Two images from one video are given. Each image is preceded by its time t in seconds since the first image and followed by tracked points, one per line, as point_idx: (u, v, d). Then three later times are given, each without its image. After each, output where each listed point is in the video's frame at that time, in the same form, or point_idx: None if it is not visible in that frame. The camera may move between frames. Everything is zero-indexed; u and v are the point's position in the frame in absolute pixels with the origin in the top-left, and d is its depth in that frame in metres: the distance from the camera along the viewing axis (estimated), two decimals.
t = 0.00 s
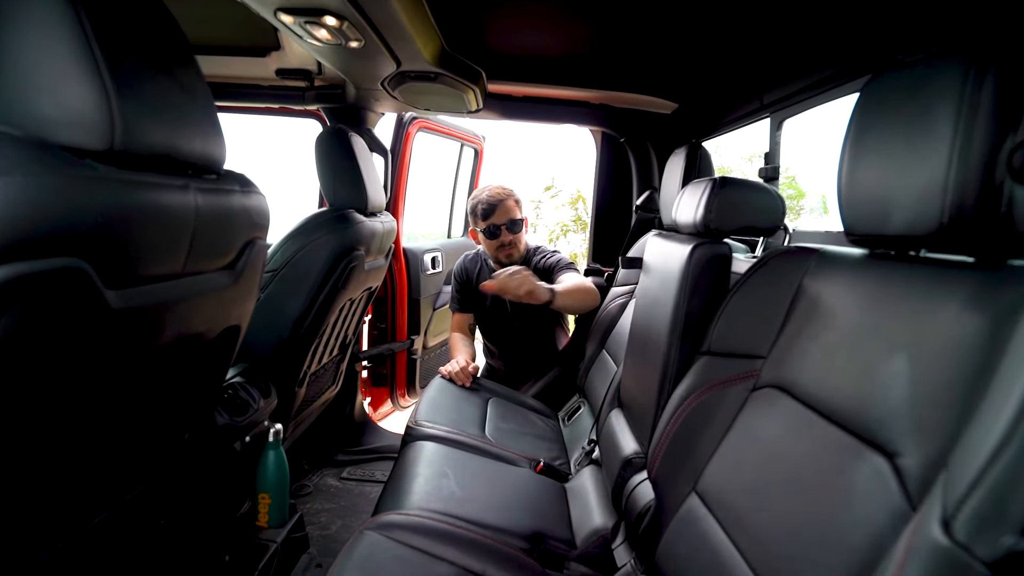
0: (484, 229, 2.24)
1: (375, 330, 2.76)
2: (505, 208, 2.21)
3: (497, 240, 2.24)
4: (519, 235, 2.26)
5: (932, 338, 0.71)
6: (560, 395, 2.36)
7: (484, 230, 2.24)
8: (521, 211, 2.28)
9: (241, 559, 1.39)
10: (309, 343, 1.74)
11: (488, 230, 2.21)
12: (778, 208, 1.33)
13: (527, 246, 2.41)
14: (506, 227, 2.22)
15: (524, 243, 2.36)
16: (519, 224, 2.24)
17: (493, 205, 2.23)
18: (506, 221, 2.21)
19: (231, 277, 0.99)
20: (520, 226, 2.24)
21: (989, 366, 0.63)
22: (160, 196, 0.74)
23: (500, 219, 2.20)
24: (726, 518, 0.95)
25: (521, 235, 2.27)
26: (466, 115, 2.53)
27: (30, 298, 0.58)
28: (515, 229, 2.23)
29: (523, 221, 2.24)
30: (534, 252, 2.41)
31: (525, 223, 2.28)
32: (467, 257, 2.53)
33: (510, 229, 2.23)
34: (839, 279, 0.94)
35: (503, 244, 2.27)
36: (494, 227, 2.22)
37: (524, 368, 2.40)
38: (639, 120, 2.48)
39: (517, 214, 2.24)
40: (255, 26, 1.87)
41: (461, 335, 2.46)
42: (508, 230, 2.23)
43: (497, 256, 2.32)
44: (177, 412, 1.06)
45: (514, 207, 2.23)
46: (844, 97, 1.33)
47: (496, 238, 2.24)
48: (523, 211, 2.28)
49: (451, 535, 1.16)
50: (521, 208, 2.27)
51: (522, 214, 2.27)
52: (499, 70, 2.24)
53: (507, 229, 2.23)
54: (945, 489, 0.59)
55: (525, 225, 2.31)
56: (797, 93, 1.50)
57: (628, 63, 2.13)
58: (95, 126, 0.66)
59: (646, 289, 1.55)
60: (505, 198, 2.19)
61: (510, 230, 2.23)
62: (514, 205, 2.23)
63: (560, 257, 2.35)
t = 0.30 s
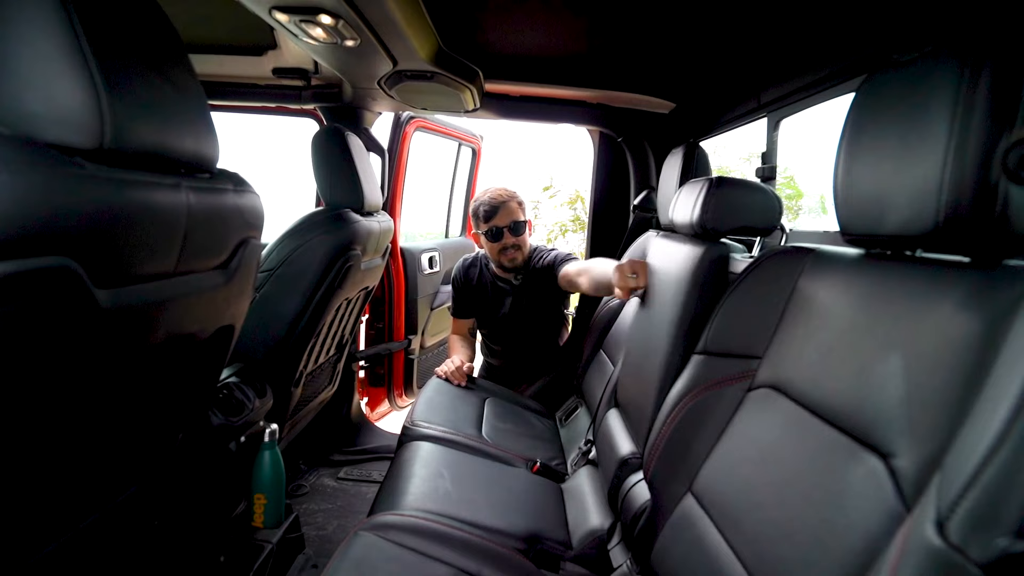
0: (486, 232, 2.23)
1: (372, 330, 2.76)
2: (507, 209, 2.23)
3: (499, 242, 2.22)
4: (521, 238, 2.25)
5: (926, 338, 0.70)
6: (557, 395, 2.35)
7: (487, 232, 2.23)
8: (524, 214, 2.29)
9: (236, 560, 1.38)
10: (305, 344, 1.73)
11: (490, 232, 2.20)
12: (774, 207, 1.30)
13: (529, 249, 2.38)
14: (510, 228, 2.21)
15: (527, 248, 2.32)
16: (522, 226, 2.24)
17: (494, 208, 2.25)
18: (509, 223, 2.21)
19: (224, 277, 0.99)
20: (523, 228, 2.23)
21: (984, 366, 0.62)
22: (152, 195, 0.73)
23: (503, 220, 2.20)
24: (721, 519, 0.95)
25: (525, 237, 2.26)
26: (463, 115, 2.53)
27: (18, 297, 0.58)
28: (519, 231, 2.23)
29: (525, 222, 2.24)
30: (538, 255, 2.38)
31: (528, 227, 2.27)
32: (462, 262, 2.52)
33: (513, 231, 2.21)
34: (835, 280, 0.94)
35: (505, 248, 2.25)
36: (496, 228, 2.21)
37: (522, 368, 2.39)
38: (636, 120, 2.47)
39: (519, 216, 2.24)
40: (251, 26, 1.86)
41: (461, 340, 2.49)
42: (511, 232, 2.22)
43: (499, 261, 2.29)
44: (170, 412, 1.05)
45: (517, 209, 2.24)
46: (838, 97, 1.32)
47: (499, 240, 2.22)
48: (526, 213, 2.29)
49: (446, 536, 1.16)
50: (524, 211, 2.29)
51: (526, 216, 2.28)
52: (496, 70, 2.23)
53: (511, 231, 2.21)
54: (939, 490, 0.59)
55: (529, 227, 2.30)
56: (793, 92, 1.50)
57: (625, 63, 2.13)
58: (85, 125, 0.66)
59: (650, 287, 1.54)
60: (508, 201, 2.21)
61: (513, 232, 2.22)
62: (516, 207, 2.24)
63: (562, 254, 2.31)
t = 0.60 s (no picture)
0: (482, 236, 2.22)
1: (372, 330, 2.75)
2: (501, 211, 2.23)
3: (497, 245, 2.21)
4: (518, 239, 2.23)
5: (928, 339, 0.70)
6: (557, 395, 2.35)
7: (482, 235, 2.22)
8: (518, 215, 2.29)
9: (235, 560, 1.38)
10: (304, 344, 1.72)
11: (487, 236, 2.18)
12: (776, 207, 1.29)
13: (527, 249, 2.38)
14: (504, 230, 2.21)
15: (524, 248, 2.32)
16: (518, 227, 2.23)
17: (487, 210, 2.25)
18: (504, 224, 2.20)
19: (222, 277, 0.98)
20: (518, 229, 2.22)
21: (987, 366, 0.62)
22: (149, 194, 0.73)
23: (498, 222, 2.20)
24: (722, 520, 0.94)
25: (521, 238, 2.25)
26: (463, 114, 2.52)
27: (14, 297, 0.58)
28: (514, 232, 2.22)
29: (520, 223, 2.23)
30: (534, 256, 2.38)
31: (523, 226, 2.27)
32: (458, 265, 2.50)
33: (508, 232, 2.21)
34: (836, 280, 0.93)
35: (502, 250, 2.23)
36: (492, 231, 2.20)
37: (522, 369, 2.38)
38: (636, 120, 2.47)
39: (514, 217, 2.24)
40: (249, 25, 1.86)
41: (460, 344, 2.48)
42: (507, 234, 2.21)
43: (497, 263, 2.27)
44: (169, 412, 1.05)
45: (510, 210, 2.24)
46: (840, 96, 1.32)
47: (496, 242, 2.21)
48: (519, 213, 2.29)
49: (446, 537, 1.15)
50: (517, 212, 2.29)
51: (519, 216, 2.28)
52: (497, 69, 2.23)
53: (506, 233, 2.21)
54: (942, 492, 0.58)
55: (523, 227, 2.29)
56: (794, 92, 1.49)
57: (625, 63, 2.12)
58: (79, 123, 0.65)
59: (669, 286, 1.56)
60: (500, 202, 2.21)
61: (509, 233, 2.21)
62: (509, 207, 2.25)
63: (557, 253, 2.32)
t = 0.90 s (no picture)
0: (472, 221, 2.22)
1: (369, 330, 2.74)
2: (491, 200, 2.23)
3: (485, 232, 2.21)
4: (507, 226, 2.23)
5: (929, 338, 0.69)
6: (555, 395, 2.34)
7: (472, 222, 2.22)
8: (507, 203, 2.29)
9: (230, 561, 1.37)
10: (300, 344, 1.71)
11: (475, 222, 2.19)
12: (774, 207, 1.29)
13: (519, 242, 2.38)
14: (494, 217, 2.21)
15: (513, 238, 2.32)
16: (507, 215, 2.24)
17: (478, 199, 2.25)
18: (494, 211, 2.20)
19: (216, 276, 0.97)
20: (507, 217, 2.22)
21: (987, 366, 0.61)
22: (140, 191, 0.72)
23: (489, 208, 2.19)
24: (719, 521, 0.93)
25: (510, 224, 2.26)
26: (461, 113, 2.51)
27: None
28: (503, 219, 2.22)
29: (508, 211, 2.23)
30: (523, 246, 2.38)
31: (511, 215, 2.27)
32: (450, 263, 2.48)
33: (498, 219, 2.21)
34: (835, 279, 0.93)
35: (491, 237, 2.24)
36: (482, 218, 2.20)
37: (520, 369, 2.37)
38: (635, 119, 2.46)
39: (503, 205, 2.24)
40: (245, 23, 1.84)
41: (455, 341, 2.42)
42: (496, 222, 2.21)
43: (485, 250, 2.28)
44: (162, 412, 1.04)
45: (499, 197, 2.25)
46: (839, 95, 1.31)
47: (486, 229, 2.21)
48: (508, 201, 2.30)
49: (441, 537, 1.15)
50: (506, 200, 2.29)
51: (508, 204, 2.28)
52: (495, 68, 2.22)
53: (496, 220, 2.21)
54: (942, 493, 0.58)
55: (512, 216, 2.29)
56: (794, 90, 1.49)
57: (623, 61, 2.11)
58: (68, 119, 0.64)
59: (669, 285, 1.56)
60: (491, 191, 2.21)
61: (499, 220, 2.21)
62: (499, 196, 2.24)
63: (549, 250, 2.37)
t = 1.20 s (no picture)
0: (467, 212, 2.21)
1: (367, 330, 2.72)
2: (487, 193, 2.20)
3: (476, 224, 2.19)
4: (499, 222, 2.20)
5: (930, 338, 0.68)
6: (553, 395, 2.33)
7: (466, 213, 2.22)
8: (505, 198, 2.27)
9: (226, 562, 1.36)
10: (297, 343, 1.70)
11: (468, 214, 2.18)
12: (773, 206, 1.28)
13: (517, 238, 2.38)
14: (487, 209, 2.18)
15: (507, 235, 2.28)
16: (501, 208, 2.20)
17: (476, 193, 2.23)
18: (487, 203, 2.18)
19: (211, 275, 0.96)
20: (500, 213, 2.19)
21: (990, 366, 0.60)
22: (133, 189, 0.71)
23: (483, 199, 2.17)
24: (719, 522, 0.93)
25: (504, 218, 2.22)
26: (459, 113, 2.50)
27: None
28: (496, 212, 2.19)
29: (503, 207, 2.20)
30: (523, 244, 2.37)
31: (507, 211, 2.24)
32: (450, 259, 2.46)
33: (491, 211, 2.18)
34: (835, 279, 0.92)
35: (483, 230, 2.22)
36: (475, 210, 2.19)
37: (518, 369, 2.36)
38: (634, 118, 2.45)
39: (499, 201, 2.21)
40: (242, 21, 1.83)
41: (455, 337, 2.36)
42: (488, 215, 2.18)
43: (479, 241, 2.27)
44: (157, 412, 1.03)
45: (496, 190, 2.22)
46: (839, 93, 1.31)
47: (478, 220, 2.19)
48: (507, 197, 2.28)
49: (440, 539, 1.14)
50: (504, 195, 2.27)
51: (505, 199, 2.25)
52: (493, 67, 2.21)
53: (488, 211, 2.18)
54: (944, 496, 0.57)
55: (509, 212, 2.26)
56: (793, 89, 1.48)
57: (622, 60, 2.10)
58: (58, 115, 0.63)
59: (668, 284, 1.55)
60: (488, 185, 2.19)
61: (491, 212, 2.18)
62: (496, 191, 2.22)
63: (551, 255, 2.37)
